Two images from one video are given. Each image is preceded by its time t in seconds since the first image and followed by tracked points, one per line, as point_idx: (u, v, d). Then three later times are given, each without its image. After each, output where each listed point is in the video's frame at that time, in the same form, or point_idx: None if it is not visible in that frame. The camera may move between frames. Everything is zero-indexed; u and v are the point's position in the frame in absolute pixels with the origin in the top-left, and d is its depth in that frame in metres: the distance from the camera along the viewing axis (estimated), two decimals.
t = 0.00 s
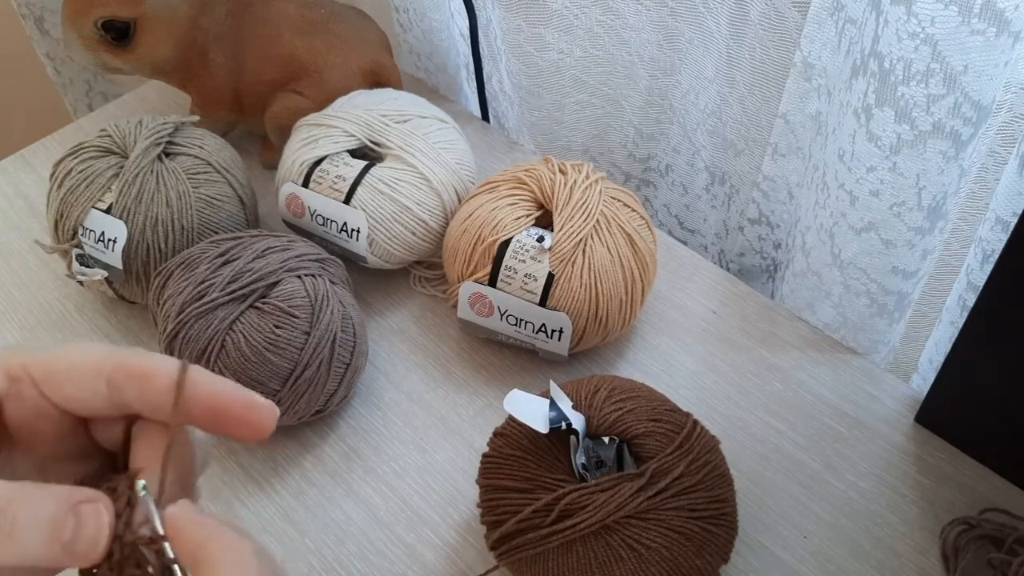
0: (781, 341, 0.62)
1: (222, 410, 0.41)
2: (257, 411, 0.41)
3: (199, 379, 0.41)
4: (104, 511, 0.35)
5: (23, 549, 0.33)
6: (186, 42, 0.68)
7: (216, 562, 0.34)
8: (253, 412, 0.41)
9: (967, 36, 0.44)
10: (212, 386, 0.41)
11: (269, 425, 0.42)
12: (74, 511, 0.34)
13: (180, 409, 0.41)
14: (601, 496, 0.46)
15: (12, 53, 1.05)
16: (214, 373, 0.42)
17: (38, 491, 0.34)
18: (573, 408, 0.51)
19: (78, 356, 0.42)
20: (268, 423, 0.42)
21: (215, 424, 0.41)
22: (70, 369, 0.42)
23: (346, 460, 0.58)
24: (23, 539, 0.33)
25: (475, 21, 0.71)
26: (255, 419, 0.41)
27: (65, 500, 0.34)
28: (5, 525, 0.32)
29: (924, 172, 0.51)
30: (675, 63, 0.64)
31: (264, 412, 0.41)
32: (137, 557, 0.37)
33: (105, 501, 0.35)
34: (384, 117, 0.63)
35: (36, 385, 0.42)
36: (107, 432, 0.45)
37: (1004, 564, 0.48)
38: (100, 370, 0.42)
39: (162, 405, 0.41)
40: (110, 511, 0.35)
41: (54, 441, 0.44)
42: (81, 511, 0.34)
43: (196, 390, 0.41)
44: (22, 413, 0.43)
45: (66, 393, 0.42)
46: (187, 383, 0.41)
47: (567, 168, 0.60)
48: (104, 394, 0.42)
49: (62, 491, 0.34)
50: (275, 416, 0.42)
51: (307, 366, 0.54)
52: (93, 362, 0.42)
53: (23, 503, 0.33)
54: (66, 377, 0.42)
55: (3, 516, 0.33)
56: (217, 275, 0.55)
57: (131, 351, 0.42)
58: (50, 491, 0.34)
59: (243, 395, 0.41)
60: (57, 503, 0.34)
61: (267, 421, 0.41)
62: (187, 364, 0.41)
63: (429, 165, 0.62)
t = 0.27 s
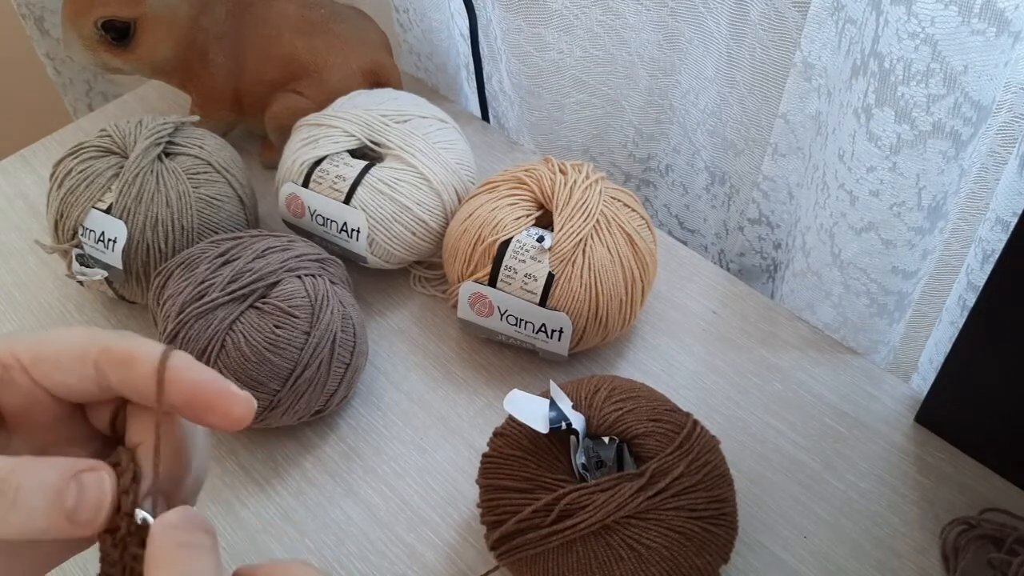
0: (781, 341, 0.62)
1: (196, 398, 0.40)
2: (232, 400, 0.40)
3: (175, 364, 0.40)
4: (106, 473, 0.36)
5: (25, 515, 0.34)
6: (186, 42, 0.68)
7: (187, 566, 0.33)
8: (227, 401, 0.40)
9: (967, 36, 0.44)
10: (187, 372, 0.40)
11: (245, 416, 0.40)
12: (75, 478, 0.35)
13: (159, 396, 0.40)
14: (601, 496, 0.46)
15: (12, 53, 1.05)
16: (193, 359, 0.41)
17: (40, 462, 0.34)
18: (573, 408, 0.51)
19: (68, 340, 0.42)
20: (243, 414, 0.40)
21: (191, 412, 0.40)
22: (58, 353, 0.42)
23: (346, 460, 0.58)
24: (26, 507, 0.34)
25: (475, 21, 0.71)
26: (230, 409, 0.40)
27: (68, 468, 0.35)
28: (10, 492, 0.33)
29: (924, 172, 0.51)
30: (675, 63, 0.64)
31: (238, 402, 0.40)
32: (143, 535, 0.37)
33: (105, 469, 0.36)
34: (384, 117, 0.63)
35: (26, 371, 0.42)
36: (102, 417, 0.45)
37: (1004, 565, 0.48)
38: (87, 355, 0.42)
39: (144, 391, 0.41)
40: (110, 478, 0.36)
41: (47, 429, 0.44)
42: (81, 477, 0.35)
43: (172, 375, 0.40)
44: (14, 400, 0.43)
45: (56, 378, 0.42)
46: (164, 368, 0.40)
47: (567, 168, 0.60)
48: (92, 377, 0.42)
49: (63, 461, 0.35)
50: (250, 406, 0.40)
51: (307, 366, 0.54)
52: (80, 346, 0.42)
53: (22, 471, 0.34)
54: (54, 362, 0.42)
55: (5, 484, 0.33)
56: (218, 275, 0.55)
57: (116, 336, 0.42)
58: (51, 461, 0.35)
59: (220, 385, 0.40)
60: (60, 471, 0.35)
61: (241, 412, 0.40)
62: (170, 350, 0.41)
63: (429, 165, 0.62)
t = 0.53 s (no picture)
0: (781, 341, 0.62)
1: (196, 402, 0.40)
2: (231, 404, 0.40)
3: (174, 368, 0.40)
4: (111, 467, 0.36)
5: (33, 508, 0.33)
6: (186, 42, 0.68)
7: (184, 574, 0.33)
8: (227, 405, 0.40)
9: (967, 36, 0.44)
10: (186, 375, 0.40)
11: (244, 419, 0.41)
12: (81, 472, 0.35)
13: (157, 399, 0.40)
14: (601, 496, 0.46)
15: (13, 53, 1.05)
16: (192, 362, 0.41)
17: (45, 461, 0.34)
18: (573, 408, 0.51)
19: (64, 341, 0.42)
20: (242, 417, 0.40)
21: (191, 416, 0.40)
22: (54, 354, 0.42)
23: (346, 460, 0.58)
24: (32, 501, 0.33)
25: (475, 21, 0.71)
26: (229, 412, 0.40)
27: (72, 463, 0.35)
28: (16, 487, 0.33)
29: (924, 172, 0.51)
30: (675, 63, 0.64)
31: (238, 405, 0.40)
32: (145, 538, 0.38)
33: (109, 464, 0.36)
34: (384, 118, 0.63)
35: (24, 372, 0.42)
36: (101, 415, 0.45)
37: (1004, 564, 0.48)
38: (85, 357, 0.41)
39: (142, 394, 0.41)
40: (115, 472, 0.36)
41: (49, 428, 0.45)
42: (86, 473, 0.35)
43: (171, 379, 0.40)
44: (13, 401, 0.43)
45: (53, 380, 0.42)
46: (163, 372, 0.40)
47: (567, 168, 0.60)
48: (90, 379, 0.42)
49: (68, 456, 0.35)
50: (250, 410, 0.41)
51: (307, 365, 0.54)
52: (76, 347, 0.42)
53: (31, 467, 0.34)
54: (51, 363, 0.42)
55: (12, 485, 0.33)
56: (218, 275, 0.55)
57: (113, 338, 0.41)
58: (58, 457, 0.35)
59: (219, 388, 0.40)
60: (65, 466, 0.34)
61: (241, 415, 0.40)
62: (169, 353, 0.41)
63: (429, 165, 0.62)
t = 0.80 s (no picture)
0: (780, 341, 0.62)
1: (197, 407, 0.40)
2: (233, 407, 0.41)
3: (173, 373, 0.40)
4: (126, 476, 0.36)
5: (50, 526, 0.34)
6: (186, 42, 0.68)
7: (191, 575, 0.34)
8: (228, 409, 0.41)
9: (967, 36, 0.44)
10: (186, 380, 0.40)
11: (246, 421, 0.41)
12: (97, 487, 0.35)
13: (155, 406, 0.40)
14: (601, 496, 0.46)
15: (13, 53, 1.05)
16: (189, 366, 0.41)
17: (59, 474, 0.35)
18: (573, 408, 0.51)
19: (56, 349, 0.42)
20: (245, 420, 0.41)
21: (193, 421, 0.41)
22: (48, 363, 0.42)
23: (346, 460, 0.58)
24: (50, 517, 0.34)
25: (475, 21, 0.71)
26: (232, 416, 0.41)
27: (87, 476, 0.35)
28: (32, 505, 0.33)
29: (924, 172, 0.51)
30: (676, 63, 0.64)
31: (240, 409, 0.41)
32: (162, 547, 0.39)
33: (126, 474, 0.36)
34: (384, 118, 0.63)
35: (19, 381, 0.42)
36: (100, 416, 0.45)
37: (1004, 564, 0.48)
38: (80, 365, 0.41)
39: (140, 400, 0.41)
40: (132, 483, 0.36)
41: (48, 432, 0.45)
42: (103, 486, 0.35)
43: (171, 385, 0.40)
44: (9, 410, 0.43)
45: (48, 389, 0.42)
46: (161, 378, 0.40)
47: (567, 168, 0.60)
48: (85, 386, 0.42)
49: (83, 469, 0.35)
50: (253, 413, 0.41)
51: (307, 365, 0.54)
52: (70, 356, 0.41)
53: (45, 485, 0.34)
54: (45, 372, 0.42)
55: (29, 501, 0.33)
56: (217, 275, 0.55)
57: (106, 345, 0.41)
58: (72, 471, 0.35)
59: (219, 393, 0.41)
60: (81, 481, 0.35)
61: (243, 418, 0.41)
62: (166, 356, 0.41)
63: (429, 165, 0.62)
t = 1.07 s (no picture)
0: (781, 341, 0.62)
1: (203, 424, 0.40)
2: (238, 418, 0.40)
3: (171, 396, 0.39)
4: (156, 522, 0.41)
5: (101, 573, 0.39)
6: (186, 42, 0.68)
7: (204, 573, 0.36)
8: (234, 421, 0.40)
9: (967, 36, 0.44)
10: (187, 401, 0.39)
11: (254, 427, 0.41)
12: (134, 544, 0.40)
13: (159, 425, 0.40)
14: (601, 496, 0.46)
15: (13, 53, 1.05)
16: (185, 383, 0.40)
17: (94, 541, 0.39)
18: (573, 408, 0.51)
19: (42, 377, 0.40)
20: (253, 428, 0.41)
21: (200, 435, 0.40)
22: (38, 392, 0.40)
23: (346, 460, 0.58)
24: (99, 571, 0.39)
25: (475, 21, 0.71)
26: (239, 426, 0.41)
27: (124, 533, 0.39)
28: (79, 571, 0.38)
29: (924, 172, 0.51)
30: (676, 63, 0.64)
31: (245, 417, 0.41)
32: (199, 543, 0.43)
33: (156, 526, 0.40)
34: (384, 118, 0.63)
35: (11, 418, 0.41)
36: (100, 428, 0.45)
37: (1004, 564, 0.48)
38: (71, 394, 0.40)
39: (142, 421, 0.40)
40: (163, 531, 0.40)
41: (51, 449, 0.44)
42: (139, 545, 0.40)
43: (172, 405, 0.39)
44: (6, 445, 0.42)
45: (43, 419, 0.41)
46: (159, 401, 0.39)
47: (567, 168, 0.60)
48: (80, 411, 0.41)
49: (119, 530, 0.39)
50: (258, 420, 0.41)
51: (307, 365, 0.54)
52: (58, 385, 0.40)
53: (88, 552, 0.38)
54: (37, 403, 0.40)
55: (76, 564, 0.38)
56: (217, 275, 0.55)
57: (94, 371, 0.40)
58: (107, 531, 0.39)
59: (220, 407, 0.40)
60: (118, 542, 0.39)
61: (250, 426, 0.41)
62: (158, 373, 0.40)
63: (429, 165, 0.62)
